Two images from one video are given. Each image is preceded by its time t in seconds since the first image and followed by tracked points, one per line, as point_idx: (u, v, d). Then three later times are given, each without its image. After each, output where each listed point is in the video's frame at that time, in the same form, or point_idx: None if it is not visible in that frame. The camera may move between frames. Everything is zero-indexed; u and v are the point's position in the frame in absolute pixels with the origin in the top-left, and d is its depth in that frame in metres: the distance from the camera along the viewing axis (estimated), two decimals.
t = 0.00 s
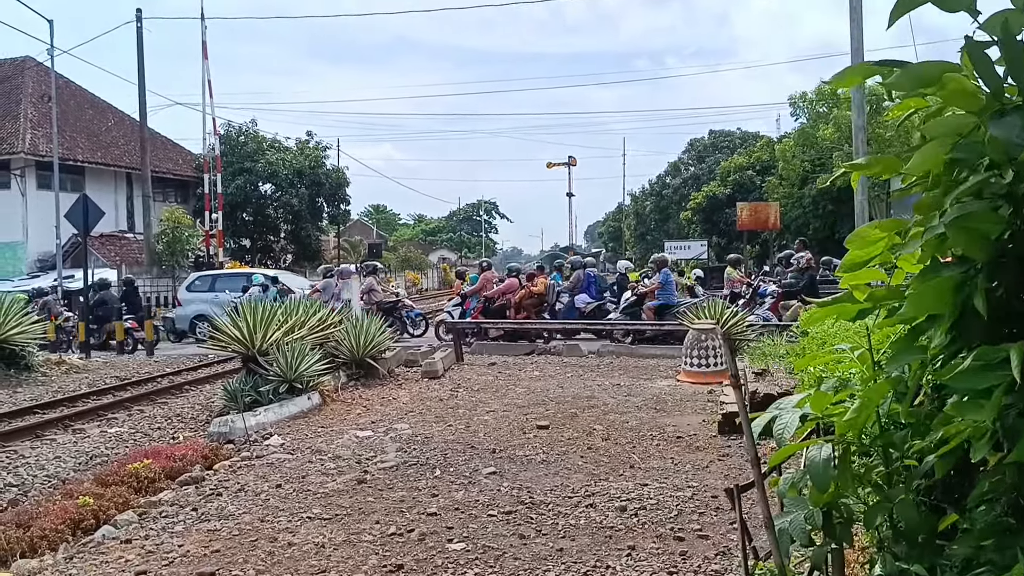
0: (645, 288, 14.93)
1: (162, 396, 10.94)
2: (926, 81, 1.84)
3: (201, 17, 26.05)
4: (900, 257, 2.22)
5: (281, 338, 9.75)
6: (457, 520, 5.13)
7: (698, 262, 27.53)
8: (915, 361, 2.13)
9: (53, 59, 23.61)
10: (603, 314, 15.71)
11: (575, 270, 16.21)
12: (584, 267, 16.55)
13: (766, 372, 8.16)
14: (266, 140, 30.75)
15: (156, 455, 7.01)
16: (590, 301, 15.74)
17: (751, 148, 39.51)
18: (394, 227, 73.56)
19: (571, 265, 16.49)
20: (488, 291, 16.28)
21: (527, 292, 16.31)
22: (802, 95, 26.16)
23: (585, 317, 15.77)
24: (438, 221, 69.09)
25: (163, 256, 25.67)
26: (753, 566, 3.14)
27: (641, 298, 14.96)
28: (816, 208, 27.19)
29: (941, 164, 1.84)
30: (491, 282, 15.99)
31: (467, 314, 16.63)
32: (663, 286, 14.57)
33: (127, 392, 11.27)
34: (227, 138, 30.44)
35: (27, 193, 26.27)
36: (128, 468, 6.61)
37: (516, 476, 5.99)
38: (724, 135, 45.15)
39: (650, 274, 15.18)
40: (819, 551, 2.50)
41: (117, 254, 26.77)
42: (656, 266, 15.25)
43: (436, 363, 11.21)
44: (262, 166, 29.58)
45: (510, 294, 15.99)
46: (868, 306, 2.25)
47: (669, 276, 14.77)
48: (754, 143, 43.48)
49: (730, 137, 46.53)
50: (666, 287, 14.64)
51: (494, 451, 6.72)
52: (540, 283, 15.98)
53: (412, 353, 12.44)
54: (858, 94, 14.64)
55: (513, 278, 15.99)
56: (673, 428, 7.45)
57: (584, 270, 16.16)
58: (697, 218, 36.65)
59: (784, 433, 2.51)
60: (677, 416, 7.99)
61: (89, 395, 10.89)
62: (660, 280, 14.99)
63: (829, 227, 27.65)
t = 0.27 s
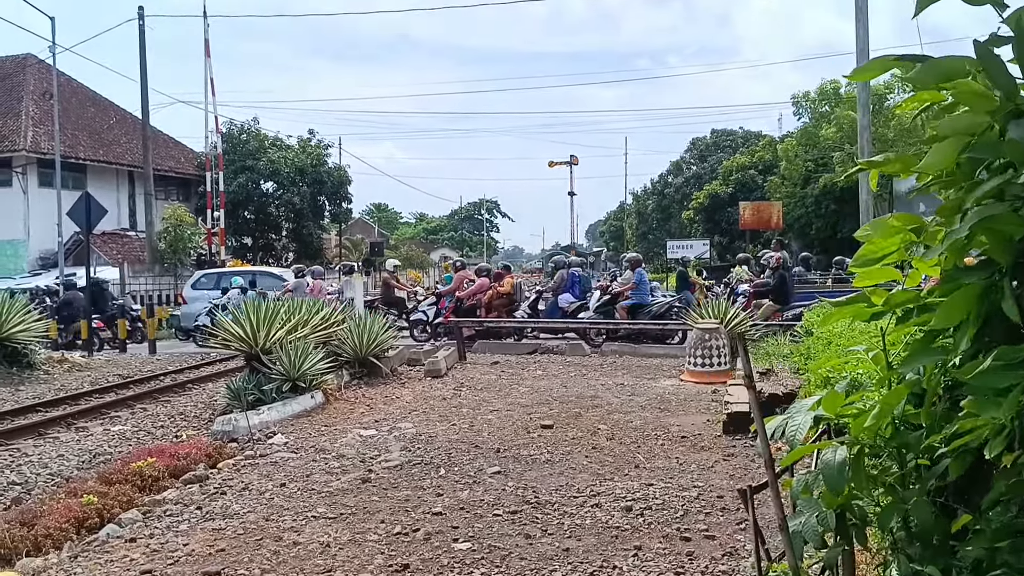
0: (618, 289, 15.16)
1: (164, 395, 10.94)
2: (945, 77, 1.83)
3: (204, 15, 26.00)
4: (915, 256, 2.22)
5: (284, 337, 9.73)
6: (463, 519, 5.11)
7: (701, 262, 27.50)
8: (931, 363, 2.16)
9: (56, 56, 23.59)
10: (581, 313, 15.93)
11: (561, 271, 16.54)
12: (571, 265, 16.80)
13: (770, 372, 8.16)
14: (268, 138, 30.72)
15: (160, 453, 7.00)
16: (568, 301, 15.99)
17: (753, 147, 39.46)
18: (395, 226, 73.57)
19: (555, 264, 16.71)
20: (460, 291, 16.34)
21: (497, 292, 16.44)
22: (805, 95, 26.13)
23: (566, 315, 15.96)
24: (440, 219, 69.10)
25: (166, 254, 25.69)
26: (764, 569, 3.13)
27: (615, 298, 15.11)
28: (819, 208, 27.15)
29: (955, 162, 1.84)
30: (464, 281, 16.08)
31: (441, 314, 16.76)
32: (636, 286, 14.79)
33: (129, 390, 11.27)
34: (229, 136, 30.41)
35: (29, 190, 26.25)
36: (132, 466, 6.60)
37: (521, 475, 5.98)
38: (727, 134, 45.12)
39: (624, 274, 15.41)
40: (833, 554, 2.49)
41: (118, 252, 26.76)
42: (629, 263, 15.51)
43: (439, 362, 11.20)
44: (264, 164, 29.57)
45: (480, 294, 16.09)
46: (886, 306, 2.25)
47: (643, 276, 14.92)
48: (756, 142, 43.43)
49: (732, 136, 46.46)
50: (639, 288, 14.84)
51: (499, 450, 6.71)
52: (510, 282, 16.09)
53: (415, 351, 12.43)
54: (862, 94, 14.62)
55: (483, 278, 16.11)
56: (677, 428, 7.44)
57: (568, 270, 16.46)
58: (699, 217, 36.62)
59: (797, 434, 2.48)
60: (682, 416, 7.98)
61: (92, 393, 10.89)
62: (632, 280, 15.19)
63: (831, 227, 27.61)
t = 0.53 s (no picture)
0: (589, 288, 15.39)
1: (168, 392, 10.96)
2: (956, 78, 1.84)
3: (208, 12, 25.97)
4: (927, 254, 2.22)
5: (288, 334, 9.72)
6: (467, 517, 5.12)
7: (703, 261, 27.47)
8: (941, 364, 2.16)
9: (59, 53, 23.59)
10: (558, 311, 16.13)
11: (543, 272, 16.85)
12: (556, 265, 17.07)
13: (774, 371, 8.16)
14: (271, 135, 30.71)
15: (164, 450, 7.01)
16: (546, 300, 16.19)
17: (756, 146, 39.40)
18: (397, 224, 73.60)
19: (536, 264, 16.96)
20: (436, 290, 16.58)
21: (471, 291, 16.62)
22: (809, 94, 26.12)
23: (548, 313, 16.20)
24: (442, 217, 69.10)
25: (169, 251, 25.90)
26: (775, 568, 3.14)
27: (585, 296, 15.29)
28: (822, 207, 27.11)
29: (972, 166, 1.83)
30: (438, 280, 16.30)
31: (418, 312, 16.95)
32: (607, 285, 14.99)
33: (132, 387, 11.29)
34: (232, 133, 30.41)
35: (31, 187, 26.27)
36: (136, 463, 6.61)
37: (525, 474, 5.98)
38: (730, 133, 45.10)
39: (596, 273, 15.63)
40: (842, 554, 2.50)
41: (121, 249, 26.78)
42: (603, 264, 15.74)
43: (442, 360, 11.20)
44: (267, 161, 29.57)
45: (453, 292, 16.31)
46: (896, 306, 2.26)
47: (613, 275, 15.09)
48: (759, 141, 43.36)
49: (735, 135, 46.35)
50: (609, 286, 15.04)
51: (502, 448, 6.71)
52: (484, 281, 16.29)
53: (418, 349, 12.44)
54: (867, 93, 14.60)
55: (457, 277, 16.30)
56: (681, 426, 7.43)
57: (551, 271, 16.75)
58: (702, 216, 36.58)
59: (807, 434, 2.50)
60: (685, 415, 7.98)
61: (95, 389, 10.90)
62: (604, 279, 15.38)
63: (834, 226, 27.57)
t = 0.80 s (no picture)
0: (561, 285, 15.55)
1: (170, 386, 10.96)
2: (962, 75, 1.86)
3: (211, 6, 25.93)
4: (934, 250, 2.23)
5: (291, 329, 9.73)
6: (469, 513, 5.11)
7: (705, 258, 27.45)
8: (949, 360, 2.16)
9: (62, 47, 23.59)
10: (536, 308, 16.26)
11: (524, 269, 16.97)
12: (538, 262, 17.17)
13: (776, 368, 8.15)
14: (274, 130, 30.69)
15: (166, 444, 7.01)
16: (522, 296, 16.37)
17: (759, 143, 39.33)
18: (399, 220, 73.61)
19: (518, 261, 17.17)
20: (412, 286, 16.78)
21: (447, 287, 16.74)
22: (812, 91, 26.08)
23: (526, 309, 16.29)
24: (444, 213, 69.09)
25: (171, 246, 25.75)
26: (781, 566, 3.13)
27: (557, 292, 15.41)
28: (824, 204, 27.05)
29: (982, 162, 1.83)
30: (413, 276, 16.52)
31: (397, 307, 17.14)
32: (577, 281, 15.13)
33: (134, 381, 11.29)
34: (235, 128, 30.39)
35: (34, 181, 26.28)
36: (139, 457, 6.62)
37: (528, 469, 5.97)
38: (733, 130, 45.05)
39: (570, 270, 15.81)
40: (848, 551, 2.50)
41: (124, 243, 26.79)
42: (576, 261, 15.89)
43: (445, 356, 11.20)
44: (270, 156, 29.56)
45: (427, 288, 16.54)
46: (904, 301, 2.26)
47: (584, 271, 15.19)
48: (762, 138, 43.29)
49: (738, 131, 46.28)
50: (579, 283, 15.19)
51: (505, 444, 6.70)
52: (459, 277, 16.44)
53: (420, 345, 12.44)
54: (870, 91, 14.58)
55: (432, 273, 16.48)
56: (683, 423, 7.43)
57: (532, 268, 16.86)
58: (705, 213, 36.54)
59: (813, 430, 2.50)
60: (688, 411, 7.98)
61: (98, 383, 10.91)
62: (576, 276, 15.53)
63: (837, 224, 27.53)
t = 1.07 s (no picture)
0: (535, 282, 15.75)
1: (173, 380, 10.98)
2: (971, 72, 1.86)
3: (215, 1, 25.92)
4: (942, 249, 2.23)
5: (293, 324, 9.73)
6: (472, 509, 5.12)
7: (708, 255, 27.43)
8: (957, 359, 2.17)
9: (67, 41, 23.60)
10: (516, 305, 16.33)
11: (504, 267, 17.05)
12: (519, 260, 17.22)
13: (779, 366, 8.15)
14: (277, 126, 30.70)
15: (169, 438, 7.02)
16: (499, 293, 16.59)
17: (762, 141, 39.29)
18: (402, 216, 73.62)
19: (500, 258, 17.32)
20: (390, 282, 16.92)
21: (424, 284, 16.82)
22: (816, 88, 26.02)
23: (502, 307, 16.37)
24: (446, 209, 69.06)
25: (174, 241, 25.76)
26: (787, 563, 3.15)
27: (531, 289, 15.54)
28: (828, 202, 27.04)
29: (992, 160, 1.83)
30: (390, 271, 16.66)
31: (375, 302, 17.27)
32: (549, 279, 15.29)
33: (137, 375, 11.31)
34: (238, 123, 30.39)
35: (38, 175, 26.30)
36: (142, 451, 6.63)
37: (530, 466, 5.98)
38: (736, 128, 44.99)
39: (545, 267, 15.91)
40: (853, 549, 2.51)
41: (127, 238, 26.81)
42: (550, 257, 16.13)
43: (447, 352, 11.21)
44: (273, 152, 29.57)
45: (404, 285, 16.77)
46: (911, 299, 2.26)
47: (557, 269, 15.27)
48: (766, 135, 43.24)
49: (741, 129, 46.23)
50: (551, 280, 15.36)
51: (507, 440, 6.71)
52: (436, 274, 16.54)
53: (422, 341, 12.45)
54: (875, 89, 14.56)
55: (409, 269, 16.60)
56: (685, 420, 7.43)
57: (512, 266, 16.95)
58: (708, 211, 36.54)
59: (817, 429, 2.50)
60: (690, 409, 7.98)
61: (101, 377, 10.93)
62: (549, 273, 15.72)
63: (840, 222, 27.49)
